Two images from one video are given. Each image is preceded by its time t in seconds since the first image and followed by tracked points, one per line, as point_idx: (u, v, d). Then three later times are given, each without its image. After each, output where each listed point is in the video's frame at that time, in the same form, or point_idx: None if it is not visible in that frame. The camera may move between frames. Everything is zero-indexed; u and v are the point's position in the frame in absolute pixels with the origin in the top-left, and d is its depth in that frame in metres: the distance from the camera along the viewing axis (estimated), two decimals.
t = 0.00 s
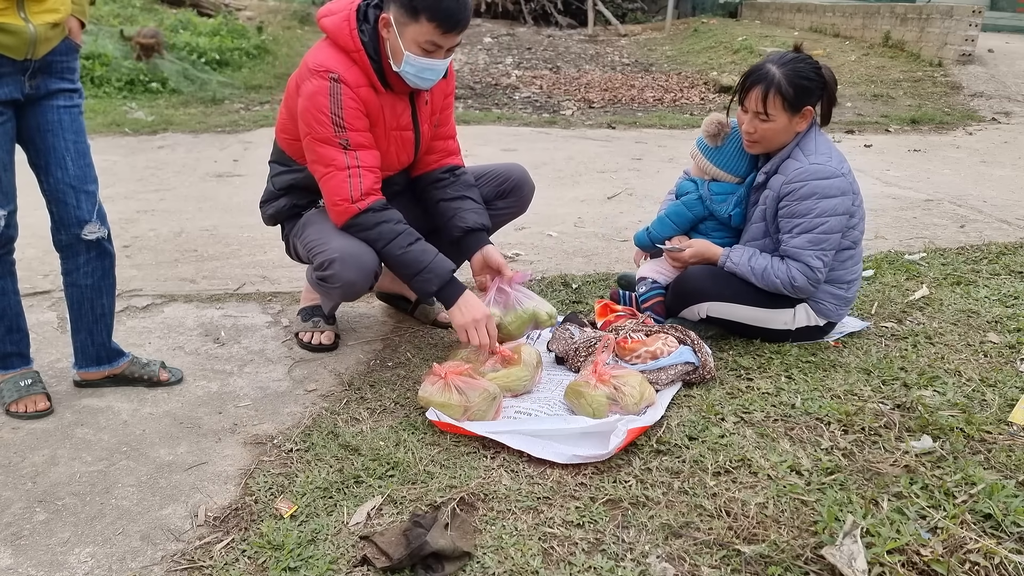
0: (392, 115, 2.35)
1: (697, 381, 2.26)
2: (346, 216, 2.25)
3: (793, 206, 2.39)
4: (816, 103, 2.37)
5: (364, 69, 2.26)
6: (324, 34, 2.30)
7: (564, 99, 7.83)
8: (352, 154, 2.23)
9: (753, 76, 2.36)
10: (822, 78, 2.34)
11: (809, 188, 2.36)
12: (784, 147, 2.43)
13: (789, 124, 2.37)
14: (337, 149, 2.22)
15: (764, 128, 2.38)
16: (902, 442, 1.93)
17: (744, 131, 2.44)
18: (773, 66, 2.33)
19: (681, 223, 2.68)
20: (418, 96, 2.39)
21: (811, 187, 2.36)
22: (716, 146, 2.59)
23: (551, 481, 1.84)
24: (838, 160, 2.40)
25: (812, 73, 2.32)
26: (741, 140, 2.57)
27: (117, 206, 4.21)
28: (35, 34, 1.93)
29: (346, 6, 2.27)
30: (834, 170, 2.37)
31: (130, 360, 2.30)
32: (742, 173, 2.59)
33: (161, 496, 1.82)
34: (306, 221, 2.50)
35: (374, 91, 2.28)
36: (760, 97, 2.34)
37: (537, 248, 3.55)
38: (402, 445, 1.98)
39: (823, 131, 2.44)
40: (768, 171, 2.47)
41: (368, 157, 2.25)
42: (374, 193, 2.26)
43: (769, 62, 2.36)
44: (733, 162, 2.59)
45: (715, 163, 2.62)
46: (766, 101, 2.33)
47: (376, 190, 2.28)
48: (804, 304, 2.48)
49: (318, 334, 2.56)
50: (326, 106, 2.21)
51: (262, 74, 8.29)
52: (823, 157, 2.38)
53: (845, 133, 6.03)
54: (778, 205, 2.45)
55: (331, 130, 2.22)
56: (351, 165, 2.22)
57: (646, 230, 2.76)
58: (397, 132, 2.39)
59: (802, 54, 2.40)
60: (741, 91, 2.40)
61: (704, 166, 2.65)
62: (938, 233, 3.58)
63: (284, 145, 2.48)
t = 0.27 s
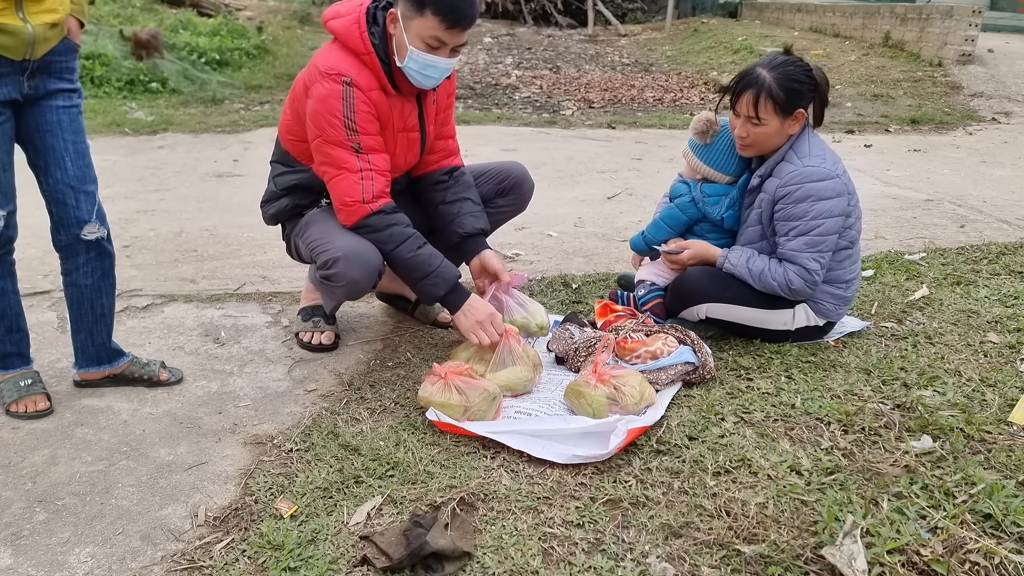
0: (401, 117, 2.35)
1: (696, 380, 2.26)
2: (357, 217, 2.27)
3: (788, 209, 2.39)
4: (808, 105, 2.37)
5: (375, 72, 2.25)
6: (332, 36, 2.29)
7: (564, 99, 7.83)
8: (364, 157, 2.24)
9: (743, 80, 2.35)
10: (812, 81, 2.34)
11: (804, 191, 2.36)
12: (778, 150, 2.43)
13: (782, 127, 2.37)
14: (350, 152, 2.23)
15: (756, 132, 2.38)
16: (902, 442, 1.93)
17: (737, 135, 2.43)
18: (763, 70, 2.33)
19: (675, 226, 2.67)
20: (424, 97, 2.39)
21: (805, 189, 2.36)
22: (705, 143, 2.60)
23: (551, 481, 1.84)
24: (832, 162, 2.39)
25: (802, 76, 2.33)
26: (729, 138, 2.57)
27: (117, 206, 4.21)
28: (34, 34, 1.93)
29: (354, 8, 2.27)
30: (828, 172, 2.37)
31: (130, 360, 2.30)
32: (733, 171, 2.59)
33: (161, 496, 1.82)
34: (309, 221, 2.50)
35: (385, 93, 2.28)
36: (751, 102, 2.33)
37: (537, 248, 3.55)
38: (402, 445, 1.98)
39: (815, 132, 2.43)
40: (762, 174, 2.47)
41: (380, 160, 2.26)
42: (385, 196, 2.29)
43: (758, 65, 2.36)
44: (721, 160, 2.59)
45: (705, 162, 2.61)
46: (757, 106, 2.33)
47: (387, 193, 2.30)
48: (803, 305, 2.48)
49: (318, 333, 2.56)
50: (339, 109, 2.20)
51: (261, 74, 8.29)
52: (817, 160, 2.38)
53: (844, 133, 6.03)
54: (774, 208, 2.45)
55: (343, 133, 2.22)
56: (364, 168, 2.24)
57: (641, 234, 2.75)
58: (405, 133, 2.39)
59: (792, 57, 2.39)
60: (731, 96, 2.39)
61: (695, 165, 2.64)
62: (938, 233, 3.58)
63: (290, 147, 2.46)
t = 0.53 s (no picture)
0: (401, 112, 2.34)
1: (697, 380, 2.26)
2: (348, 210, 2.25)
3: (788, 209, 2.39)
4: (805, 107, 2.37)
5: (377, 66, 2.26)
6: (337, 29, 2.30)
7: (564, 99, 7.83)
8: (359, 149, 2.23)
9: (740, 82, 2.36)
10: (809, 81, 2.34)
11: (803, 191, 2.36)
12: (775, 150, 2.43)
13: (779, 128, 2.37)
14: (345, 143, 2.22)
15: (753, 133, 2.38)
16: (902, 442, 1.93)
17: (735, 136, 2.43)
18: (760, 70, 2.33)
19: (673, 226, 2.67)
20: (426, 96, 2.39)
21: (804, 189, 2.36)
22: (703, 144, 2.59)
23: (551, 481, 1.84)
24: (830, 162, 2.39)
25: (799, 76, 2.33)
26: (727, 138, 2.57)
27: (117, 206, 4.21)
28: (33, 34, 1.93)
29: (361, 3, 2.29)
30: (827, 172, 2.37)
31: (130, 360, 2.30)
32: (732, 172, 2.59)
33: (161, 496, 1.82)
34: (303, 217, 2.50)
35: (386, 87, 2.28)
36: (747, 103, 2.33)
37: (537, 248, 3.55)
38: (402, 445, 1.98)
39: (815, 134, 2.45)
40: (761, 174, 2.46)
41: (374, 154, 2.25)
42: (376, 190, 2.27)
43: (755, 66, 2.36)
44: (719, 161, 2.58)
45: (704, 162, 2.61)
46: (754, 107, 2.33)
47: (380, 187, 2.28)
48: (803, 305, 2.48)
49: (318, 333, 2.56)
50: (337, 99, 2.20)
51: (261, 74, 8.30)
52: (816, 160, 2.38)
53: (845, 133, 6.03)
54: (773, 209, 2.44)
55: (340, 124, 2.21)
56: (358, 161, 2.22)
57: (639, 235, 2.75)
58: (404, 130, 2.39)
59: (789, 58, 2.40)
60: (728, 97, 2.39)
61: (693, 166, 2.64)
62: (938, 233, 3.58)
63: (291, 141, 2.47)
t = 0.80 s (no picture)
0: (406, 115, 2.35)
1: (697, 380, 2.26)
2: (357, 214, 2.26)
3: (788, 209, 2.39)
4: (806, 107, 2.37)
5: (382, 70, 2.26)
6: (341, 34, 2.30)
7: (564, 99, 7.83)
8: (365, 153, 2.23)
9: (741, 82, 2.36)
10: (810, 81, 2.34)
11: (803, 191, 2.36)
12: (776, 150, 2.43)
13: (780, 128, 2.37)
14: (352, 148, 2.23)
15: (753, 133, 2.38)
16: (902, 442, 1.93)
17: (736, 137, 2.43)
18: (760, 71, 2.33)
19: (673, 227, 2.68)
20: (431, 99, 2.40)
21: (805, 189, 2.36)
22: (703, 145, 2.59)
23: (551, 481, 1.84)
24: (831, 162, 2.40)
25: (800, 77, 2.33)
26: (727, 139, 2.57)
27: (117, 206, 4.21)
28: (33, 34, 1.93)
29: (365, 7, 2.28)
30: (827, 171, 2.37)
31: (130, 360, 2.30)
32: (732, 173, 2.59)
33: (161, 496, 1.82)
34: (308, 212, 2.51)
35: (391, 91, 2.28)
36: (748, 103, 2.33)
37: (537, 248, 3.55)
38: (402, 445, 1.98)
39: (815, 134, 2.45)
40: (761, 175, 2.46)
41: (382, 156, 2.25)
42: (385, 193, 2.26)
43: (756, 67, 2.36)
44: (720, 161, 2.58)
45: (705, 163, 2.61)
46: (755, 107, 2.33)
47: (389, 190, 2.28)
48: (803, 304, 2.48)
49: (318, 333, 2.56)
50: (343, 105, 2.21)
51: (262, 74, 8.30)
52: (816, 160, 2.38)
53: (845, 133, 6.03)
54: (773, 209, 2.44)
55: (347, 129, 2.22)
56: (364, 164, 2.23)
57: (640, 237, 2.76)
58: (410, 133, 2.39)
59: (789, 58, 2.40)
60: (729, 97, 2.39)
61: (693, 166, 2.64)
62: (938, 233, 3.58)
63: (297, 144, 2.48)
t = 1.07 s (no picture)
0: (411, 120, 2.35)
1: (696, 381, 2.26)
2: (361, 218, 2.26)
3: (788, 210, 2.39)
4: (805, 108, 2.37)
5: (387, 75, 2.26)
6: (347, 38, 2.31)
7: (564, 99, 7.83)
8: (370, 157, 2.23)
9: (741, 81, 2.36)
10: (810, 82, 2.34)
11: (803, 191, 2.36)
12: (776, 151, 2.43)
13: (780, 128, 2.37)
14: (357, 152, 2.23)
15: (753, 133, 2.38)
16: (902, 442, 1.93)
17: (735, 137, 2.43)
18: (761, 71, 2.33)
19: (672, 227, 2.68)
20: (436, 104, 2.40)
21: (805, 190, 2.36)
22: (703, 146, 2.58)
23: (551, 481, 1.84)
24: (831, 162, 2.40)
25: (801, 77, 2.33)
26: (727, 139, 2.56)
27: (117, 206, 4.21)
28: (34, 34, 1.93)
29: (371, 12, 2.28)
30: (827, 172, 2.37)
31: (130, 360, 2.30)
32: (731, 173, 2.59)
33: (161, 496, 1.82)
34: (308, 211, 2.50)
35: (396, 96, 2.28)
36: (749, 103, 2.34)
37: (537, 248, 3.55)
38: (402, 445, 1.98)
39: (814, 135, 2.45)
40: (761, 175, 2.46)
41: (387, 160, 2.26)
42: (390, 197, 2.27)
43: (756, 66, 2.36)
44: (720, 162, 2.58)
45: (704, 164, 2.61)
46: (755, 107, 2.33)
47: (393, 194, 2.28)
48: (803, 305, 2.48)
49: (318, 333, 2.56)
50: (348, 109, 2.21)
51: (262, 74, 8.30)
52: (816, 161, 2.38)
53: (845, 133, 6.03)
54: (773, 209, 2.44)
55: (352, 133, 2.22)
56: (369, 168, 2.23)
57: (640, 237, 2.76)
58: (413, 137, 2.40)
59: (789, 58, 2.40)
60: (729, 97, 2.39)
61: (693, 167, 2.64)
62: (938, 233, 3.58)
63: (300, 146, 2.48)
